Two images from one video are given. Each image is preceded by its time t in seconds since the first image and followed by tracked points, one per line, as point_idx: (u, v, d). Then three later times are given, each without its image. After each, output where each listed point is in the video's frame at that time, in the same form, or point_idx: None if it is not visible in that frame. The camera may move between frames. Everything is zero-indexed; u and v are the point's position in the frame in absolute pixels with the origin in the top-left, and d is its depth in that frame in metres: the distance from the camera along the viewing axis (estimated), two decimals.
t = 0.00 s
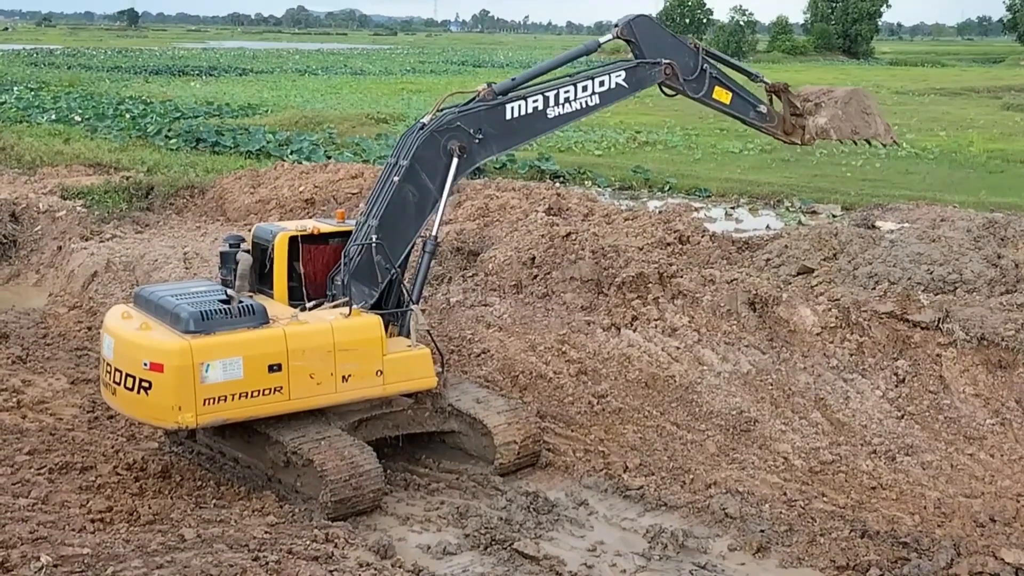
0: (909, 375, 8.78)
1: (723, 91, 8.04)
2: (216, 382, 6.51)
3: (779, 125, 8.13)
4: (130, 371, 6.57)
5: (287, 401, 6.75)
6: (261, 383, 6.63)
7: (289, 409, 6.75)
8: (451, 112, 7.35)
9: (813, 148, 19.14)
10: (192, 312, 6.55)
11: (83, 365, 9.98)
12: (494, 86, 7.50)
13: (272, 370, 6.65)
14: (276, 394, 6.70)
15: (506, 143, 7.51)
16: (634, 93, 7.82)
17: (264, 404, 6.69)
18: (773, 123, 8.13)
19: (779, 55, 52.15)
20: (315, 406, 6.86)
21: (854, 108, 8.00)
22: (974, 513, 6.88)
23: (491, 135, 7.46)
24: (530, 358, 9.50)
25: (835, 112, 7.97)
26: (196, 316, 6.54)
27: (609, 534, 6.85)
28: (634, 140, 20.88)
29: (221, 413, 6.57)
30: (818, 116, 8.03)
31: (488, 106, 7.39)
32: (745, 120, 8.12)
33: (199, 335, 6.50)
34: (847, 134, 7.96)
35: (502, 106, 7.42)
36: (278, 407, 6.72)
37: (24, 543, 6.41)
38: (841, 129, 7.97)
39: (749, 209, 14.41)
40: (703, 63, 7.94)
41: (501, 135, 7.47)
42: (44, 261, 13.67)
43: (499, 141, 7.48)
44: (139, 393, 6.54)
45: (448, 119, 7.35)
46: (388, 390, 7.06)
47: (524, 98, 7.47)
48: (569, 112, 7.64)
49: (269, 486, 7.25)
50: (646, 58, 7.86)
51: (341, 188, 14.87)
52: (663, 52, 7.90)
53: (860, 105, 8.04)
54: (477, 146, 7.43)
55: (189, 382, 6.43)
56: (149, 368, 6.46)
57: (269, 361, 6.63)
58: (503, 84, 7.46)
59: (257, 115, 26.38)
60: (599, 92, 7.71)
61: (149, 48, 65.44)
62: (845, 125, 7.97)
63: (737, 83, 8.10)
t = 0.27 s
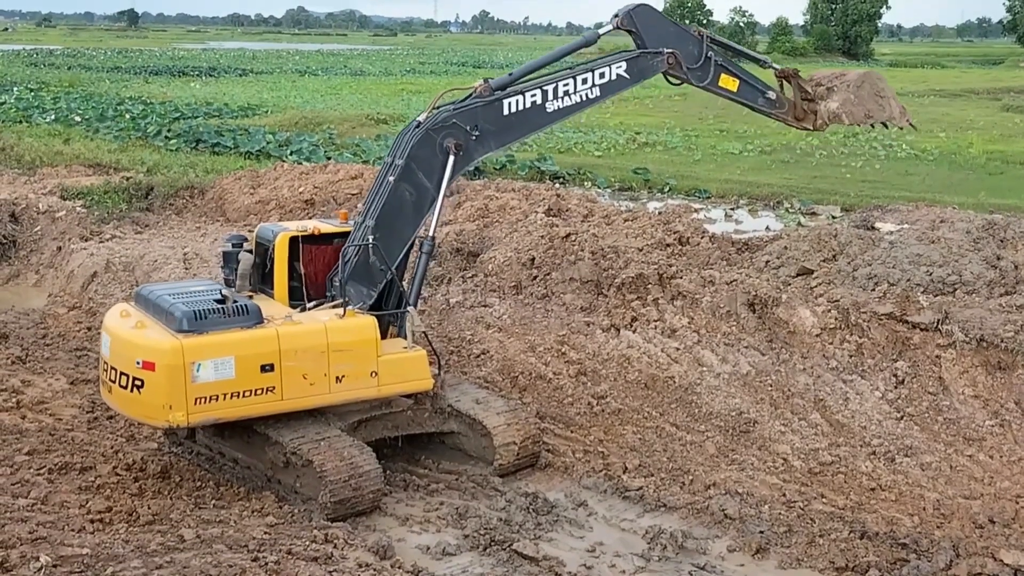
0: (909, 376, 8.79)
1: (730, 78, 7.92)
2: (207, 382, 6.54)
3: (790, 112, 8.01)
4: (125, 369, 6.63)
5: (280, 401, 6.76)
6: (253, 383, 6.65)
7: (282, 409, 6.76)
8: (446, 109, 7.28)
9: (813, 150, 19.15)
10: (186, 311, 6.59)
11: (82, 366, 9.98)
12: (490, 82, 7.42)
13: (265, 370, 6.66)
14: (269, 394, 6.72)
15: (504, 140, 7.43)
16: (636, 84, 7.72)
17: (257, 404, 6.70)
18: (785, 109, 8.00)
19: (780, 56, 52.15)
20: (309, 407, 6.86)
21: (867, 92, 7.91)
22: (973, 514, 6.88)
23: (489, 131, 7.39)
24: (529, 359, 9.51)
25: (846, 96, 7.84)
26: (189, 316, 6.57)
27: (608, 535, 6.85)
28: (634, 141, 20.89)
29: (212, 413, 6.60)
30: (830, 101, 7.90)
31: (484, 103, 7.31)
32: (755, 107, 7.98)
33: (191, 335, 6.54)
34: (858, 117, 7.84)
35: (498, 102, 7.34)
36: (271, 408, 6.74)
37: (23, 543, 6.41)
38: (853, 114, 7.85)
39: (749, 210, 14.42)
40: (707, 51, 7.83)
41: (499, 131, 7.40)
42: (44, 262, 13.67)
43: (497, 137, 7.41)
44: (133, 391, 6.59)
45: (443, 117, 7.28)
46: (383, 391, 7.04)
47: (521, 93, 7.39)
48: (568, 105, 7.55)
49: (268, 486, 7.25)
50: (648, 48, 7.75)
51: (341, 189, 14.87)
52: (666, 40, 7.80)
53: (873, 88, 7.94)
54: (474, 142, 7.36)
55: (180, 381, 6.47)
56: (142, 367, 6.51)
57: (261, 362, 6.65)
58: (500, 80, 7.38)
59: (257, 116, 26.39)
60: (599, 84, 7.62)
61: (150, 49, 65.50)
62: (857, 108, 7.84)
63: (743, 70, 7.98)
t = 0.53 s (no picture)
0: (905, 380, 8.80)
1: (735, 67, 7.64)
2: (195, 383, 6.54)
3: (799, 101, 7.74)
4: (115, 369, 6.66)
5: (269, 403, 6.77)
6: (241, 385, 6.66)
7: (270, 411, 6.76)
8: (439, 109, 7.20)
9: (810, 154, 19.17)
10: (175, 312, 6.61)
11: (79, 368, 9.98)
12: (484, 79, 7.32)
13: (253, 371, 6.67)
14: (257, 396, 6.72)
15: (499, 137, 7.33)
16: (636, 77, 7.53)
17: (245, 406, 6.70)
18: (794, 97, 7.73)
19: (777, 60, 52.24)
20: (298, 409, 6.86)
21: (879, 78, 7.56)
22: (969, 518, 6.88)
23: (484, 129, 7.29)
24: (526, 361, 9.51)
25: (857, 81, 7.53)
26: (178, 317, 6.60)
27: (604, 538, 6.86)
28: (631, 145, 20.91)
29: (199, 414, 6.61)
30: (840, 88, 7.59)
31: (477, 101, 7.22)
32: (762, 96, 7.75)
33: (180, 335, 6.56)
34: (870, 104, 7.51)
35: (492, 100, 7.25)
36: (259, 410, 6.74)
37: (20, 545, 6.41)
38: (865, 100, 7.52)
39: (746, 214, 14.43)
40: (710, 40, 7.56)
41: (493, 129, 7.31)
42: (41, 264, 13.67)
43: (491, 135, 7.31)
44: (122, 391, 6.62)
45: (436, 116, 7.20)
46: (374, 395, 7.02)
47: (516, 90, 7.29)
48: (565, 101, 7.43)
49: (265, 489, 7.25)
50: (647, 40, 7.52)
51: (339, 191, 14.87)
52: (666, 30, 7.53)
53: (886, 73, 7.57)
54: (468, 142, 7.28)
55: (168, 382, 6.48)
56: (131, 367, 6.54)
57: (250, 363, 6.65)
58: (493, 77, 7.29)
59: (255, 118, 26.40)
60: (597, 78, 7.47)
61: (148, 51, 65.56)
62: (869, 96, 7.52)
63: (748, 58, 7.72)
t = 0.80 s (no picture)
0: (900, 384, 8.81)
1: (740, 57, 7.45)
2: (179, 384, 6.58)
3: (809, 91, 7.55)
4: (104, 368, 6.72)
5: (253, 406, 6.79)
6: (225, 387, 6.68)
7: (255, 414, 6.77)
8: (429, 109, 7.09)
9: (805, 158, 19.20)
10: (163, 313, 6.65)
11: (73, 371, 9.96)
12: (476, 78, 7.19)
13: (238, 374, 6.69)
14: (242, 398, 6.74)
15: (492, 136, 7.22)
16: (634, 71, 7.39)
17: (229, 408, 6.73)
18: (803, 87, 7.53)
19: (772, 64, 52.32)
20: (283, 412, 6.87)
21: (890, 65, 7.31)
22: (964, 522, 6.89)
23: (475, 129, 7.18)
24: (522, 365, 9.52)
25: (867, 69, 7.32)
26: (165, 317, 6.63)
27: (599, 542, 6.86)
28: (626, 149, 20.93)
29: (183, 415, 6.64)
30: (851, 76, 7.42)
31: (468, 100, 7.11)
32: (769, 86, 7.55)
33: (166, 337, 6.60)
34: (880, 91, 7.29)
35: (484, 98, 7.12)
36: (243, 412, 6.77)
37: (14, 549, 6.39)
38: (876, 87, 7.29)
39: (741, 218, 14.45)
40: (710, 31, 7.36)
41: (486, 128, 7.19)
42: (35, 267, 13.65)
43: (484, 134, 7.19)
44: (109, 390, 6.67)
45: (426, 117, 7.09)
46: (361, 399, 6.99)
47: (509, 87, 7.16)
48: (559, 97, 7.28)
49: (260, 493, 7.24)
50: (645, 32, 7.34)
51: (334, 194, 14.86)
52: (665, 20, 7.35)
53: (897, 59, 7.32)
54: (459, 142, 7.18)
55: (151, 383, 6.52)
56: (117, 367, 6.59)
57: (234, 366, 6.67)
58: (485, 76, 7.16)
59: (250, 121, 26.39)
60: (592, 73, 7.33)
61: (143, 53, 65.52)
62: (880, 84, 7.29)
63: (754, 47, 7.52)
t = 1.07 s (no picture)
0: (893, 389, 8.83)
1: (743, 50, 7.29)
2: (161, 385, 6.65)
3: (819, 83, 7.31)
4: (92, 367, 6.83)
5: (236, 408, 6.83)
6: (208, 389, 6.73)
7: (237, 416, 6.81)
8: (418, 110, 7.06)
9: (799, 163, 19.23)
10: (150, 314, 6.75)
11: (67, 374, 9.95)
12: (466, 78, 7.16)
13: (220, 376, 6.73)
14: (224, 400, 6.79)
15: (485, 135, 7.16)
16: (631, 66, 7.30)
17: (212, 409, 6.77)
18: (811, 79, 7.31)
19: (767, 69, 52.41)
20: (267, 415, 6.89)
21: (902, 55, 7.05)
22: (957, 526, 6.90)
23: (466, 129, 7.13)
24: (516, 369, 9.52)
25: (879, 59, 7.08)
26: (151, 318, 6.72)
27: (593, 546, 6.86)
28: (621, 153, 20.96)
29: (165, 416, 6.71)
30: (862, 67, 7.17)
31: (458, 100, 7.07)
32: (776, 79, 7.34)
33: (150, 337, 6.68)
34: (893, 81, 7.02)
35: (474, 98, 7.08)
36: (225, 414, 6.80)
37: (7, 552, 6.39)
38: (887, 79, 7.04)
39: (736, 222, 14.47)
40: (710, 23, 7.25)
41: (476, 128, 7.13)
42: (29, 270, 13.63)
43: (474, 134, 7.14)
44: (95, 389, 6.78)
45: (415, 118, 7.07)
46: (346, 404, 6.97)
47: (499, 86, 7.11)
48: (553, 95, 7.20)
49: (254, 496, 7.23)
50: (642, 25, 7.26)
51: (329, 198, 14.86)
52: (664, 13, 7.26)
53: (911, 48, 7.06)
54: (450, 142, 7.13)
55: (134, 383, 6.61)
56: (102, 367, 6.69)
57: (217, 367, 6.72)
58: (476, 75, 7.12)
59: (245, 125, 26.38)
60: (586, 69, 7.24)
61: (138, 56, 65.49)
62: (892, 74, 7.04)
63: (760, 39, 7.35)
